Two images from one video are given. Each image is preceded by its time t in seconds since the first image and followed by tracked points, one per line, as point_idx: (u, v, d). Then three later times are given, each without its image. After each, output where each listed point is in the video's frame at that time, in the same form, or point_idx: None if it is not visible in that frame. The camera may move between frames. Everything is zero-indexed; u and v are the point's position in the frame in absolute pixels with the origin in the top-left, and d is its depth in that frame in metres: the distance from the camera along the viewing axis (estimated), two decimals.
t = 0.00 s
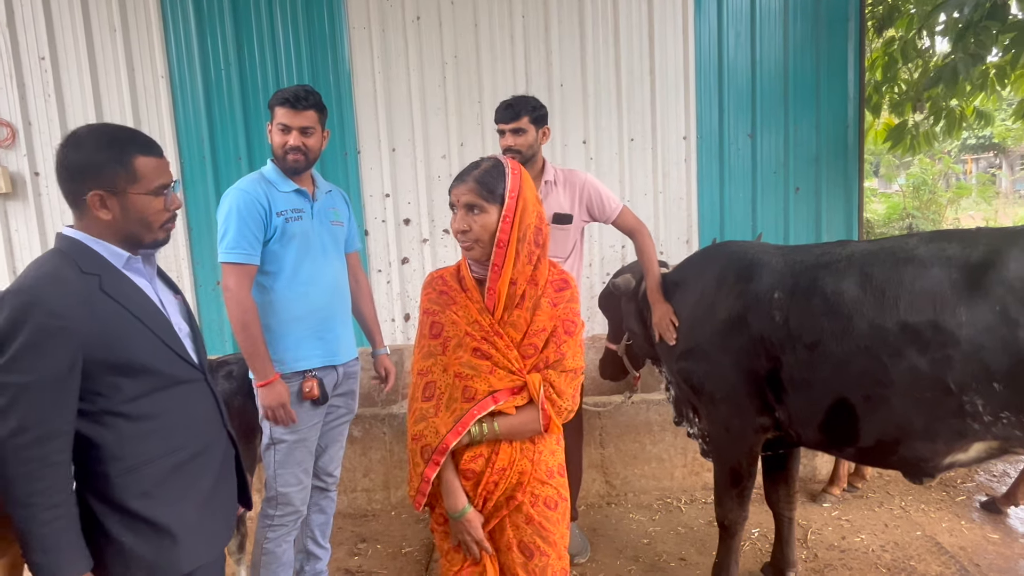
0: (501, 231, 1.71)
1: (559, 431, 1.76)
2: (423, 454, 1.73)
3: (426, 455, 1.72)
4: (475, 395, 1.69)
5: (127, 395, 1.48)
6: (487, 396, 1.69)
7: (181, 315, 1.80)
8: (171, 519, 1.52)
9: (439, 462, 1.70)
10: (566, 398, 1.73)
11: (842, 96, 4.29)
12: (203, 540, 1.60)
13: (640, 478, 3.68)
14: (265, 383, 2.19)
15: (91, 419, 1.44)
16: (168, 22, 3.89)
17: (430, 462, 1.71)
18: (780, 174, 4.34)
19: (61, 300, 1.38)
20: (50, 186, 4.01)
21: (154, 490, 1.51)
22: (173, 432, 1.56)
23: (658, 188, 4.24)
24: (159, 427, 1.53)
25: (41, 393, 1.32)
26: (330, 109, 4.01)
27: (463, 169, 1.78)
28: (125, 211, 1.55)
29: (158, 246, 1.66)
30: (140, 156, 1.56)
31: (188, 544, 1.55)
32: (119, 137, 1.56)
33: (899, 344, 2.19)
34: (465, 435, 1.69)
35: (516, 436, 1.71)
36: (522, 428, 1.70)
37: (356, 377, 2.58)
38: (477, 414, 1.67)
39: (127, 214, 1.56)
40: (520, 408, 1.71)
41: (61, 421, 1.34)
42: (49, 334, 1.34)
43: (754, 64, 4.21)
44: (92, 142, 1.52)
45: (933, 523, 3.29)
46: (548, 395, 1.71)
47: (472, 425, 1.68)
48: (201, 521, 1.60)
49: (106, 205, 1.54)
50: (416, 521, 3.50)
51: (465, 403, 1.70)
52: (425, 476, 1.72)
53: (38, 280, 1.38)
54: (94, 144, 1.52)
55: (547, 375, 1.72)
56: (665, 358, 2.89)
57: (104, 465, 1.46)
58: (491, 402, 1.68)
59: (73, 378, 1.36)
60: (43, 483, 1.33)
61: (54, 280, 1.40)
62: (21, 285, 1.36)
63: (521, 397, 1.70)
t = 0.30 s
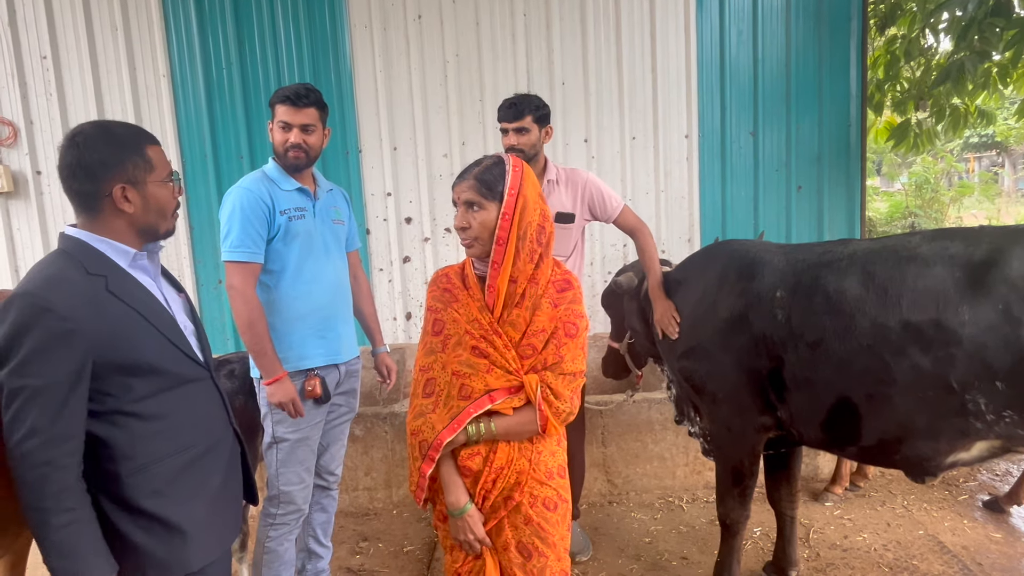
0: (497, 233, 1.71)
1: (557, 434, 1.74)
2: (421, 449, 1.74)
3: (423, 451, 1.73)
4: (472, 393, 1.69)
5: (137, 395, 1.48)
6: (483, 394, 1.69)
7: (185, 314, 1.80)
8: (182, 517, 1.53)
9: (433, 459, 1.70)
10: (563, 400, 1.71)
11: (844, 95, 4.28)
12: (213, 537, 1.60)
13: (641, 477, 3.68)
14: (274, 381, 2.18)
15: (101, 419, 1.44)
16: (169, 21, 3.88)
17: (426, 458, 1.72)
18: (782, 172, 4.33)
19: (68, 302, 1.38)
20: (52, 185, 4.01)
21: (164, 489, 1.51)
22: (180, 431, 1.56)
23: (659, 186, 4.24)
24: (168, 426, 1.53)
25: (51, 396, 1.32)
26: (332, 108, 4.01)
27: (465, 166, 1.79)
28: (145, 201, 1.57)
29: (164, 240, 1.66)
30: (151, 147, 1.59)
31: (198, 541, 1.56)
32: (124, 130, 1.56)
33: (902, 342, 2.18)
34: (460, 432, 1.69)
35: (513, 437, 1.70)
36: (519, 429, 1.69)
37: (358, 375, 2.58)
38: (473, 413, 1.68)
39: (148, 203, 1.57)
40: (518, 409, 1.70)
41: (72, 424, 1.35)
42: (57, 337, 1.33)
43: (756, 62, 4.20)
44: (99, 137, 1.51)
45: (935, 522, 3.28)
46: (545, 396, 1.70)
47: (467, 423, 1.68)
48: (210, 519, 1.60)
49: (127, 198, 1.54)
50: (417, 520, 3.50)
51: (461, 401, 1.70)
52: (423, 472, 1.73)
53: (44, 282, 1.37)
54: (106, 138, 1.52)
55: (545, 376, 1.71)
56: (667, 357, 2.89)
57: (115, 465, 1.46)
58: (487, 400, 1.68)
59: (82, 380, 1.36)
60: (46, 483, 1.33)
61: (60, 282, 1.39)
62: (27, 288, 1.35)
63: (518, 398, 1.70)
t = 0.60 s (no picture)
0: (500, 230, 1.70)
1: (558, 434, 1.74)
2: (421, 448, 1.73)
3: (424, 449, 1.73)
4: (472, 392, 1.69)
5: (139, 393, 1.47)
6: (482, 394, 1.69)
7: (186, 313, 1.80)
8: (184, 515, 1.53)
9: (434, 457, 1.70)
10: (563, 400, 1.70)
11: (846, 93, 4.27)
12: (215, 535, 1.60)
13: (642, 476, 3.68)
14: (273, 378, 2.18)
15: (105, 416, 1.45)
16: (170, 19, 3.88)
17: (425, 456, 1.72)
18: (784, 171, 4.32)
19: (74, 296, 1.38)
20: (53, 184, 4.01)
21: (167, 487, 1.51)
22: (183, 429, 1.55)
23: (661, 185, 4.23)
24: (170, 424, 1.53)
25: (52, 391, 1.31)
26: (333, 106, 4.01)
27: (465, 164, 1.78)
28: (145, 197, 1.56)
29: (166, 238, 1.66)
30: (152, 143, 1.58)
31: (200, 540, 1.56)
32: (125, 126, 1.55)
33: (904, 342, 2.17)
34: (460, 431, 1.68)
35: (513, 437, 1.70)
36: (519, 429, 1.69)
37: (359, 375, 2.58)
38: (472, 412, 1.67)
39: (149, 200, 1.57)
40: (518, 408, 1.70)
41: (71, 419, 1.34)
42: (59, 333, 1.33)
43: (758, 60, 4.20)
44: (99, 134, 1.51)
45: (937, 521, 3.28)
46: (545, 396, 1.69)
47: (467, 422, 1.68)
48: (212, 517, 1.60)
49: (128, 194, 1.54)
50: (418, 518, 3.50)
51: (461, 400, 1.70)
52: (423, 470, 1.73)
53: (49, 276, 1.37)
54: (105, 134, 1.51)
55: (545, 376, 1.70)
56: (668, 356, 2.89)
57: (118, 463, 1.46)
58: (487, 399, 1.68)
59: (84, 375, 1.36)
60: (46, 482, 1.32)
61: (65, 276, 1.39)
62: (33, 281, 1.36)
63: (518, 398, 1.69)
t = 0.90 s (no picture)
0: (502, 228, 1.70)
1: (560, 433, 1.73)
2: (422, 446, 1.73)
3: (425, 448, 1.72)
4: (473, 391, 1.69)
5: (142, 390, 1.47)
6: (484, 392, 1.69)
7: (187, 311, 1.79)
8: (186, 513, 1.52)
9: (435, 456, 1.69)
10: (565, 399, 1.70)
11: (849, 91, 4.25)
12: (217, 533, 1.60)
13: (644, 474, 3.67)
14: (273, 378, 2.18)
15: (109, 413, 1.45)
16: (171, 17, 3.87)
17: (427, 455, 1.72)
18: (786, 169, 4.31)
19: (79, 291, 1.38)
20: (55, 182, 4.01)
21: (169, 485, 1.51)
22: (186, 426, 1.55)
23: (662, 183, 4.22)
24: (173, 422, 1.52)
25: (56, 386, 1.31)
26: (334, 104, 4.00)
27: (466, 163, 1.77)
28: (148, 195, 1.55)
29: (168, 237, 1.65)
30: (160, 144, 1.59)
31: (203, 538, 1.56)
32: (135, 126, 1.56)
33: (907, 340, 2.17)
34: (461, 430, 1.68)
35: (514, 436, 1.70)
36: (520, 428, 1.69)
37: (359, 373, 2.58)
38: (474, 411, 1.67)
39: (151, 198, 1.56)
40: (519, 407, 1.69)
41: (75, 414, 1.34)
42: (63, 328, 1.33)
43: (760, 58, 4.19)
44: (109, 130, 1.52)
45: (940, 520, 3.27)
46: (546, 395, 1.69)
47: (469, 421, 1.67)
48: (215, 515, 1.60)
49: (131, 189, 1.53)
50: (420, 517, 3.50)
51: (462, 399, 1.69)
52: (425, 469, 1.72)
53: (54, 271, 1.37)
54: (115, 131, 1.52)
55: (546, 375, 1.70)
56: (670, 354, 2.89)
57: (120, 460, 1.46)
58: (488, 398, 1.68)
59: (89, 370, 1.36)
60: (48, 480, 1.32)
61: (70, 272, 1.39)
62: (39, 275, 1.36)
63: (519, 397, 1.69)
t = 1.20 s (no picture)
0: (502, 228, 1.70)
1: (561, 433, 1.72)
2: (424, 446, 1.72)
3: (426, 447, 1.72)
4: (474, 390, 1.69)
5: (141, 390, 1.47)
6: (485, 392, 1.68)
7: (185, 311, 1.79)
8: (186, 512, 1.52)
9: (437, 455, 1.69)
10: (566, 399, 1.69)
11: (851, 90, 4.24)
12: (217, 532, 1.59)
13: (645, 474, 3.67)
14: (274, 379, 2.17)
15: (107, 413, 1.45)
16: (172, 15, 3.87)
17: (428, 455, 1.71)
18: (787, 168, 4.31)
19: (75, 290, 1.38)
20: (56, 181, 4.01)
21: (169, 484, 1.51)
22: (186, 425, 1.55)
23: (664, 182, 4.22)
24: (173, 421, 1.52)
25: (58, 388, 1.31)
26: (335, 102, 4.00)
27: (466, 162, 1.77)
28: (153, 196, 1.55)
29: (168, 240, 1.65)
30: (174, 154, 1.61)
31: (203, 537, 1.55)
32: (150, 133, 1.58)
33: (909, 340, 2.16)
34: (462, 430, 1.68)
35: (515, 436, 1.69)
36: (521, 428, 1.68)
37: (360, 372, 2.57)
38: (475, 411, 1.67)
39: (155, 200, 1.56)
40: (520, 407, 1.69)
41: (78, 416, 1.34)
42: (61, 329, 1.33)
43: (762, 57, 4.18)
44: (129, 130, 1.55)
45: (942, 520, 3.27)
46: (547, 394, 1.68)
47: (470, 420, 1.67)
48: (215, 514, 1.59)
49: (138, 187, 1.53)
50: (421, 516, 3.49)
51: (463, 399, 1.69)
52: (426, 469, 1.72)
53: (50, 272, 1.37)
54: (135, 131, 1.55)
55: (547, 375, 1.69)
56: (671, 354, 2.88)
57: (119, 460, 1.46)
58: (489, 398, 1.67)
59: (89, 371, 1.36)
60: (47, 480, 1.32)
61: (66, 272, 1.39)
62: (34, 276, 1.36)
63: (520, 397, 1.68)
